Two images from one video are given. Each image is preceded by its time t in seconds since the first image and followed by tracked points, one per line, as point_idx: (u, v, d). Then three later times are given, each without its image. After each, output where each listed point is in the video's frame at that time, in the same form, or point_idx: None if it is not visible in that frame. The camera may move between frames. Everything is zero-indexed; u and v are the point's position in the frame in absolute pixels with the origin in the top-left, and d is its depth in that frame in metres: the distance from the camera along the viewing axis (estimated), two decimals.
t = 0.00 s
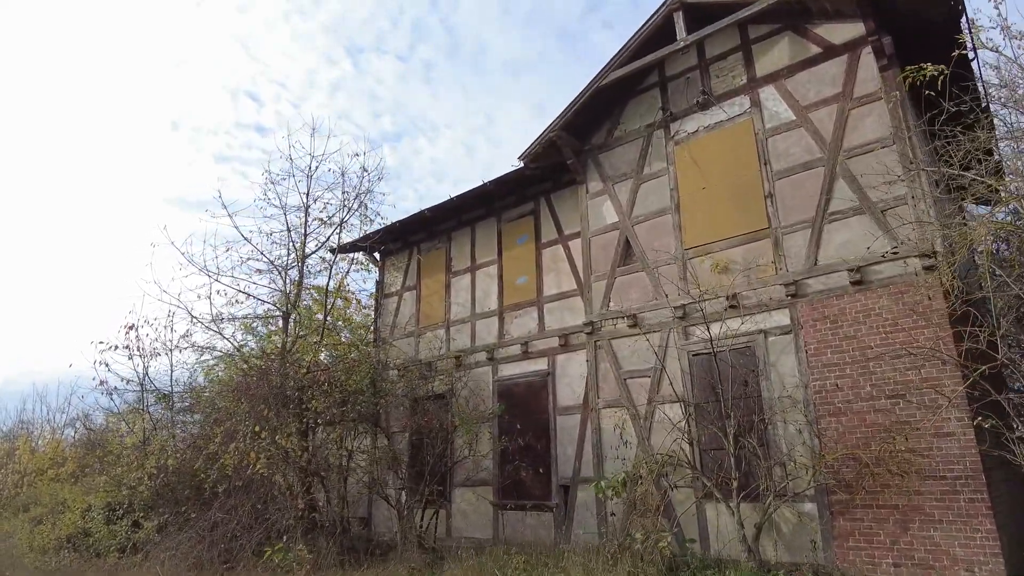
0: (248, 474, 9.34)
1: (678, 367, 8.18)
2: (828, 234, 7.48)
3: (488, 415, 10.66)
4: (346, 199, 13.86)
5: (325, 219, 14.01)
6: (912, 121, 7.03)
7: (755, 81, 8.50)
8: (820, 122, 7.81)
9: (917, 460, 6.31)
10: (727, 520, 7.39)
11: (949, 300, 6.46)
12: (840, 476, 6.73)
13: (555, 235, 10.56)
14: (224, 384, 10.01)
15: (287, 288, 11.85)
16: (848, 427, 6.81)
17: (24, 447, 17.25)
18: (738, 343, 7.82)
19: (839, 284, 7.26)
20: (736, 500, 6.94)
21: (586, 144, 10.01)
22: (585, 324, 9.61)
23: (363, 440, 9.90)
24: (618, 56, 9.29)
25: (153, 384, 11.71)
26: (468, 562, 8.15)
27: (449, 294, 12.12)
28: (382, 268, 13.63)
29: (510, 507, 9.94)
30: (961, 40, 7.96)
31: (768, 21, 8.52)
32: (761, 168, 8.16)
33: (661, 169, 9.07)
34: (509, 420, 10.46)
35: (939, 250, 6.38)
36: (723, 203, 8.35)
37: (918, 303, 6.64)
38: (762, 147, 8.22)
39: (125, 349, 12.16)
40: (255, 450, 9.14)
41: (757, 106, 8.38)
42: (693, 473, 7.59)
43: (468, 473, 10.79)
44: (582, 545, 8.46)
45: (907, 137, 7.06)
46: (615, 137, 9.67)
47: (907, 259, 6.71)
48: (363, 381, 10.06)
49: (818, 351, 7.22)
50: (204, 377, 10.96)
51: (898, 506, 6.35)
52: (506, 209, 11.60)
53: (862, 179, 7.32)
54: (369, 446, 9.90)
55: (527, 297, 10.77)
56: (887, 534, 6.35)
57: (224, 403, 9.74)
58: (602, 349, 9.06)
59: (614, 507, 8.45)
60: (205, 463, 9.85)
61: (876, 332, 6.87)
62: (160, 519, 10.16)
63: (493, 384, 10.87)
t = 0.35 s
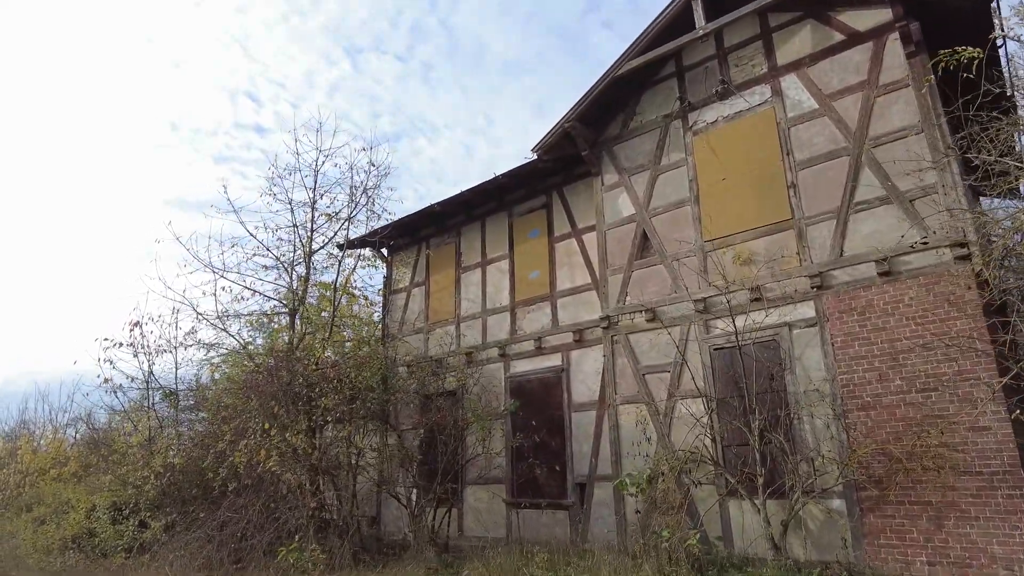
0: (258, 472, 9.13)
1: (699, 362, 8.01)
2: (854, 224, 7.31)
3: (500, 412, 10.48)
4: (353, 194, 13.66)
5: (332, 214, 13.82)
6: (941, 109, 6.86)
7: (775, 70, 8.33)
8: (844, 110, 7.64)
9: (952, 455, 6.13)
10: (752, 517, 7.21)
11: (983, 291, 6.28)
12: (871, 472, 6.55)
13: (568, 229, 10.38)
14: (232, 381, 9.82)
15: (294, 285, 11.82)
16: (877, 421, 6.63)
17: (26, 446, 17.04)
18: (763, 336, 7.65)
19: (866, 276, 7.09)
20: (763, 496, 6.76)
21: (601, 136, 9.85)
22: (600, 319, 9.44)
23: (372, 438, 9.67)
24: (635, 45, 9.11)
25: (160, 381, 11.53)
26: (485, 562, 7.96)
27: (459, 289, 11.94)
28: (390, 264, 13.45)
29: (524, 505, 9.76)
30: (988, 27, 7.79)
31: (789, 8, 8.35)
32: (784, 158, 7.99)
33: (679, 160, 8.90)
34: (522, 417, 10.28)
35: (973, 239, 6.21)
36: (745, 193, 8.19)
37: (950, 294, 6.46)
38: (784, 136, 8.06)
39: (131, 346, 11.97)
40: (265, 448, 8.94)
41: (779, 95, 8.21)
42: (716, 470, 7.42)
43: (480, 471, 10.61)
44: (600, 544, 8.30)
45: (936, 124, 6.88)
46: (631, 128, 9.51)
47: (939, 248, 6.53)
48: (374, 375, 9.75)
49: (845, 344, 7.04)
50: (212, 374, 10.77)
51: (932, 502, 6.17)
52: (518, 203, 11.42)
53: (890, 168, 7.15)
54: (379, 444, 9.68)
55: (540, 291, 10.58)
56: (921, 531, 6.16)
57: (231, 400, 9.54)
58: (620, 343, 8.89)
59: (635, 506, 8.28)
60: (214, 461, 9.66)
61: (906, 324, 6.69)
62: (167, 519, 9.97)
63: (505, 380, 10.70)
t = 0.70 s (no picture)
0: (267, 470, 8.89)
1: (722, 357, 7.80)
2: (883, 214, 7.09)
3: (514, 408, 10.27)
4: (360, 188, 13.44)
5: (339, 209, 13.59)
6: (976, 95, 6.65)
7: (799, 57, 8.11)
8: (872, 97, 7.42)
9: (991, 452, 5.91)
10: (779, 516, 7.01)
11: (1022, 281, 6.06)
12: (904, 469, 6.34)
13: (583, 221, 10.16)
14: (238, 377, 9.58)
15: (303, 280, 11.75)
16: (910, 417, 6.42)
17: (28, 446, 16.81)
18: (789, 330, 7.44)
19: (897, 267, 6.87)
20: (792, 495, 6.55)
21: (618, 126, 9.64)
22: (617, 314, 9.23)
23: (383, 435, 9.45)
24: (653, 33, 8.90)
25: (165, 378, 11.31)
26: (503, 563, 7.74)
27: (470, 284, 11.73)
28: (398, 259, 13.22)
29: (540, 504, 9.55)
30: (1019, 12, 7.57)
31: None
32: (808, 147, 7.78)
33: (698, 150, 8.69)
34: (537, 414, 10.07)
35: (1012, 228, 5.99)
36: (768, 183, 7.99)
37: (988, 285, 6.25)
38: (808, 124, 7.84)
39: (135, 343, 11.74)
40: (274, 445, 8.67)
41: (803, 83, 7.99)
42: (740, 466, 7.26)
43: (493, 469, 10.41)
44: (620, 544, 8.09)
45: (971, 110, 6.67)
46: (648, 118, 9.30)
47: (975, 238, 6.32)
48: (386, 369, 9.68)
49: (875, 337, 6.83)
50: (218, 370, 10.54)
51: (970, 500, 5.96)
52: (530, 196, 11.19)
53: (921, 156, 6.93)
54: (389, 442, 9.46)
55: (553, 286, 10.37)
56: (959, 530, 5.95)
57: (239, 396, 9.31)
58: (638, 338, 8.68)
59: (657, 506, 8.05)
60: (222, 459, 9.44)
61: (939, 317, 6.48)
62: (174, 519, 9.76)
63: (518, 376, 10.49)
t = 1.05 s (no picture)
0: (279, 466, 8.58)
1: (748, 352, 7.64)
2: (915, 205, 6.91)
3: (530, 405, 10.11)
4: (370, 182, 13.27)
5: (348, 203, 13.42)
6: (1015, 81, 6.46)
7: (826, 45, 7.93)
8: (903, 85, 7.24)
9: None
10: (809, 514, 6.84)
11: None
12: (941, 466, 6.17)
13: (600, 215, 9.99)
14: (250, 373, 9.38)
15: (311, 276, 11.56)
16: (947, 413, 6.25)
17: (32, 443, 16.68)
18: (818, 325, 7.28)
19: (931, 259, 6.70)
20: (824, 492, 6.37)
21: (637, 117, 9.48)
22: (637, 308, 9.06)
23: (396, 434, 9.30)
24: (675, 22, 8.72)
25: (175, 375, 11.15)
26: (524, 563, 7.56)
27: (483, 280, 11.56)
28: (409, 254, 13.06)
29: (557, 503, 9.38)
30: None
31: None
32: (836, 137, 7.60)
33: (721, 141, 8.52)
34: (554, 411, 9.91)
35: None
36: (793, 174, 7.82)
37: None
38: (836, 114, 7.66)
39: (145, 339, 11.58)
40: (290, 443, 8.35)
41: (830, 72, 7.81)
42: (768, 465, 7.07)
43: (508, 466, 10.25)
44: (642, 544, 7.92)
45: (1009, 98, 6.49)
46: (669, 109, 9.13)
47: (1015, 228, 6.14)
48: (398, 365, 9.48)
49: (908, 330, 6.65)
50: (229, 367, 10.37)
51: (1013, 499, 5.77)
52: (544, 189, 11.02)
53: (956, 145, 6.75)
54: (402, 440, 9.30)
55: (569, 280, 10.20)
56: (1001, 530, 5.77)
57: (251, 393, 9.13)
58: (660, 332, 8.53)
59: (680, 505, 7.88)
60: (234, 456, 9.26)
61: (975, 310, 6.31)
62: (185, 517, 9.58)
63: (534, 372, 10.33)
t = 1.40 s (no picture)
0: (294, 468, 8.34)
1: (775, 351, 7.46)
2: (949, 201, 6.73)
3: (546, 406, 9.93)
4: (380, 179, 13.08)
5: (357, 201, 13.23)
6: None
7: (853, 38, 7.74)
8: (935, 78, 7.05)
9: None
10: (841, 518, 6.66)
11: None
12: (980, 469, 5.97)
13: (617, 212, 9.81)
14: (260, 373, 9.18)
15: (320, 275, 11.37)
16: (985, 414, 6.06)
17: (35, 444, 16.48)
18: (849, 323, 7.09)
19: (966, 256, 6.52)
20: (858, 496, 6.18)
21: (655, 112, 9.31)
22: (656, 307, 8.88)
23: (411, 435, 9.09)
24: (696, 14, 8.53)
25: (183, 375, 10.96)
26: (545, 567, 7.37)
27: (496, 278, 11.37)
28: (419, 253, 12.88)
29: (574, 506, 9.20)
30: None
31: None
32: (864, 131, 7.42)
33: (744, 137, 8.34)
34: (571, 412, 9.73)
35: None
36: (820, 169, 7.64)
37: None
38: (864, 107, 7.47)
39: (153, 339, 11.40)
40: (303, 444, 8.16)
41: (858, 65, 7.62)
42: (798, 468, 6.88)
43: (524, 468, 10.07)
44: (665, 548, 7.73)
45: None
46: (689, 104, 8.96)
47: None
48: (412, 364, 9.21)
49: (943, 329, 6.46)
50: (238, 366, 10.18)
51: None
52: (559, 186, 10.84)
53: (992, 139, 6.57)
54: (416, 442, 9.10)
55: (585, 278, 10.01)
56: None
57: (261, 393, 8.92)
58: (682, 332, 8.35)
59: (704, 508, 7.70)
60: (245, 458, 9.07)
61: (1014, 308, 6.12)
62: (195, 520, 9.40)
63: (549, 372, 10.15)
